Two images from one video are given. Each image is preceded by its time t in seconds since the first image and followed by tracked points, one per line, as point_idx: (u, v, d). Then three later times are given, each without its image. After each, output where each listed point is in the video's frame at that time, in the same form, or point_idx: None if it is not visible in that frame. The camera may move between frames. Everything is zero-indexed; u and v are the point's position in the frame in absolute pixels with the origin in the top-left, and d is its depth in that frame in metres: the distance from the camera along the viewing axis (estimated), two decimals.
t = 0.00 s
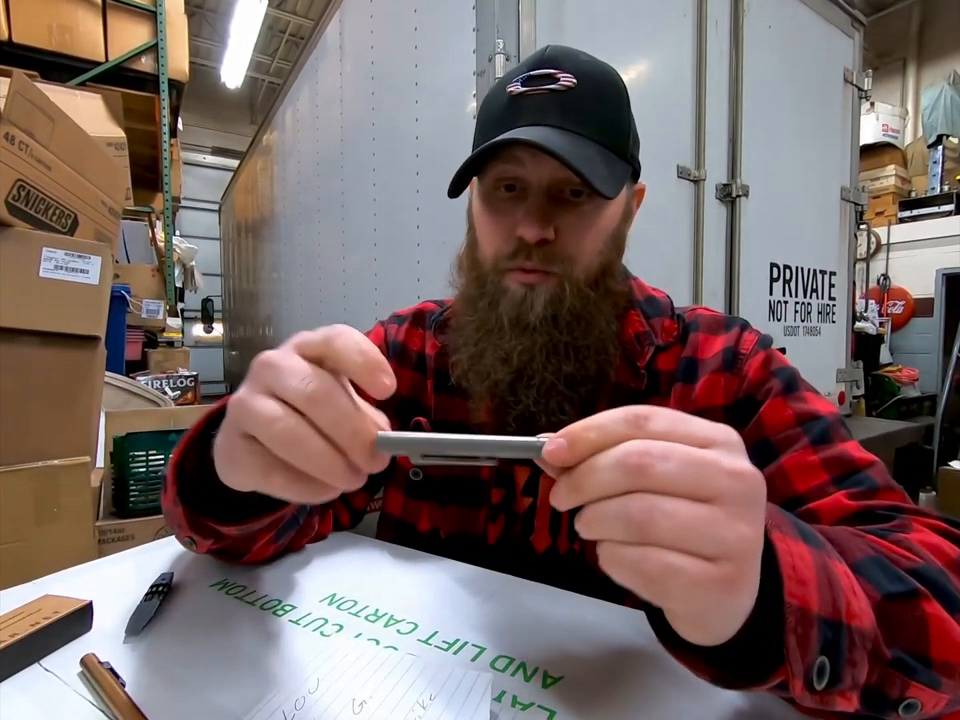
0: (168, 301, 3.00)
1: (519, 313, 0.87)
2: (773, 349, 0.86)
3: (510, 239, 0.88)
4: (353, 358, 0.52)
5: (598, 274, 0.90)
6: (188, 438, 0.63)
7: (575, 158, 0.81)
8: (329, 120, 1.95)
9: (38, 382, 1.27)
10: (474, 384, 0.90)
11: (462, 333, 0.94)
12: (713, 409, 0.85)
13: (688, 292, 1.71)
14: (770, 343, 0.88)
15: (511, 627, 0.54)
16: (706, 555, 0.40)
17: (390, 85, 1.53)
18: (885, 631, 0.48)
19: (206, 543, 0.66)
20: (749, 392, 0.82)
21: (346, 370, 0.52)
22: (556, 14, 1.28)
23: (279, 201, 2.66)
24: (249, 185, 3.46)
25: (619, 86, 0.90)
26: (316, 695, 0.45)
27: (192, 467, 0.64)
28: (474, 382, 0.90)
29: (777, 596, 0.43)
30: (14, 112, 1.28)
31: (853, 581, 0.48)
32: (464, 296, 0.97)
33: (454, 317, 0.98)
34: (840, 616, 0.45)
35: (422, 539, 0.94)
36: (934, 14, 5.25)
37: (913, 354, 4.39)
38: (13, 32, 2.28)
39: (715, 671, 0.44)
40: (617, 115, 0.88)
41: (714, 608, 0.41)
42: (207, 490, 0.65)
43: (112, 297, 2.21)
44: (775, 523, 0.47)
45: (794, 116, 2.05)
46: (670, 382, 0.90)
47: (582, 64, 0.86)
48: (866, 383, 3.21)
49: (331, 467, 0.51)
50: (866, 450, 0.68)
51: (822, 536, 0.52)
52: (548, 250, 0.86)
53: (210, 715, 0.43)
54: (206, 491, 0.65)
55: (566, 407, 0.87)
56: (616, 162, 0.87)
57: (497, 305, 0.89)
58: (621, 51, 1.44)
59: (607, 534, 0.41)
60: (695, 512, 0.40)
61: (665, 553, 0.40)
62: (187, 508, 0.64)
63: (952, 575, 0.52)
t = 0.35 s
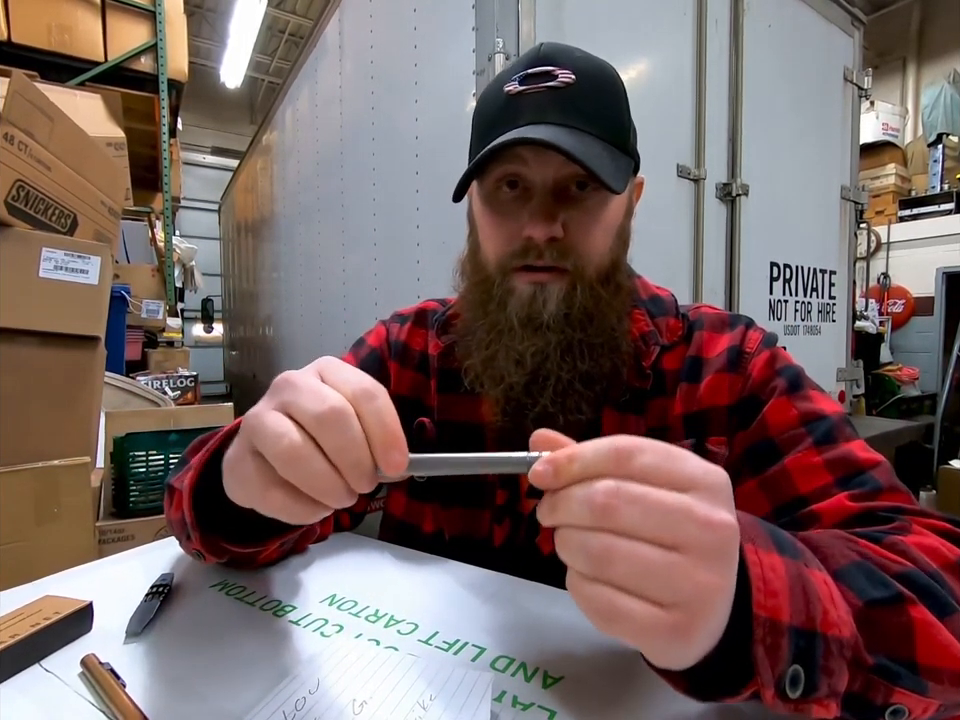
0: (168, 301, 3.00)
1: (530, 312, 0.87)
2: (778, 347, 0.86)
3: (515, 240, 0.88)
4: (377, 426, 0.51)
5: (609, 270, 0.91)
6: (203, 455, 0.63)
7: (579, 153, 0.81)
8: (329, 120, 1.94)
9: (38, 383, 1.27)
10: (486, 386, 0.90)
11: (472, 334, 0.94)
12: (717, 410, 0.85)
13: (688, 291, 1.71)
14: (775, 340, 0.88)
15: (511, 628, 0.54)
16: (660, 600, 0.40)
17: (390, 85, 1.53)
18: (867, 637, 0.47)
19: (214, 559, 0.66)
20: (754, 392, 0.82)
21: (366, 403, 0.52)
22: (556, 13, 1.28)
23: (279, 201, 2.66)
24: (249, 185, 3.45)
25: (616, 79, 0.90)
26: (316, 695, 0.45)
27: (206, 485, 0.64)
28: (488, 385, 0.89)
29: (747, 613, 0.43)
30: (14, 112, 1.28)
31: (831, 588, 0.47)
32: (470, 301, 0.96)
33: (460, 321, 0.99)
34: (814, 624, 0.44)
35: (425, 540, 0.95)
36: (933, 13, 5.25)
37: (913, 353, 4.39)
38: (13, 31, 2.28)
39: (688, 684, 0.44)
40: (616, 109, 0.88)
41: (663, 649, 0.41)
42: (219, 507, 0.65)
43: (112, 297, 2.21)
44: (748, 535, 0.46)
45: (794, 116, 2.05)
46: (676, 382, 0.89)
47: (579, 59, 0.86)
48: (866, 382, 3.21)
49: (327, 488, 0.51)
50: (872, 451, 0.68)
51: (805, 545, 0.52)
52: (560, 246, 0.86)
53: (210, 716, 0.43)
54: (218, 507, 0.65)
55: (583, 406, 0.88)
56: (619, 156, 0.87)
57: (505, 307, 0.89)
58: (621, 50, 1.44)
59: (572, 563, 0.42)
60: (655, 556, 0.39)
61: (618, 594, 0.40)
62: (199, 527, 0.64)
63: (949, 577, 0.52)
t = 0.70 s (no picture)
0: (168, 301, 3.00)
1: (526, 316, 0.88)
2: (779, 347, 0.86)
3: (511, 243, 0.88)
4: (348, 382, 0.50)
5: (607, 271, 0.91)
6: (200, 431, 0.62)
7: (573, 152, 0.81)
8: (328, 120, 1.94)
9: (37, 383, 1.26)
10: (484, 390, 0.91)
11: (470, 337, 0.94)
12: (718, 411, 0.85)
13: (687, 291, 1.71)
14: (776, 341, 0.87)
15: (511, 628, 0.54)
16: (678, 569, 0.39)
17: (389, 85, 1.53)
18: (878, 634, 0.47)
19: (215, 535, 0.66)
20: (755, 392, 0.82)
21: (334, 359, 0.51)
22: (556, 14, 1.28)
23: (279, 201, 2.66)
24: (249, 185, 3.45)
25: (609, 78, 0.90)
26: (317, 695, 0.45)
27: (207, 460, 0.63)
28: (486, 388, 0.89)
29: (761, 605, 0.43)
30: (14, 112, 1.28)
31: (840, 582, 0.48)
32: (469, 303, 0.96)
33: (459, 322, 0.98)
34: (830, 616, 0.45)
35: (426, 541, 0.94)
36: (934, 13, 5.25)
37: (913, 353, 4.39)
38: (12, 32, 2.28)
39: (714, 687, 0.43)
40: (609, 107, 0.88)
41: (687, 621, 0.40)
42: (217, 483, 0.64)
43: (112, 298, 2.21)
44: (757, 526, 0.47)
45: (794, 116, 2.05)
46: (676, 382, 0.89)
47: (571, 59, 0.86)
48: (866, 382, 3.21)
49: (304, 446, 0.52)
50: (872, 454, 0.68)
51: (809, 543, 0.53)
52: (556, 246, 0.86)
53: (210, 716, 0.43)
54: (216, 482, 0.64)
55: (583, 409, 0.88)
56: (614, 154, 0.87)
57: (502, 311, 0.89)
58: (621, 51, 1.44)
59: (583, 551, 0.41)
60: (665, 528, 0.39)
61: (635, 569, 0.40)
62: (198, 498, 0.63)
63: (945, 578, 0.52)
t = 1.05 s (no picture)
0: (168, 300, 3.00)
1: (520, 319, 0.87)
2: (777, 348, 0.86)
3: (509, 244, 0.88)
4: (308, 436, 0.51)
5: (605, 274, 0.91)
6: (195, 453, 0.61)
7: (571, 158, 0.81)
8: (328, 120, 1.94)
9: (37, 383, 1.27)
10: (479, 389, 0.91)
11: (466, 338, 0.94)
12: (717, 410, 0.85)
13: (687, 291, 1.71)
14: (774, 341, 0.87)
15: (511, 627, 0.54)
16: (695, 592, 0.40)
17: (390, 85, 1.53)
18: (879, 639, 0.47)
19: (215, 553, 0.66)
20: (753, 392, 0.82)
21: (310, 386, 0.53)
22: (556, 14, 1.28)
23: (279, 201, 2.66)
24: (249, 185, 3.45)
25: (613, 82, 0.89)
26: (317, 695, 0.45)
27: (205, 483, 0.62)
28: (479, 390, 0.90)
29: (770, 611, 0.43)
30: (14, 112, 1.28)
31: (843, 589, 0.48)
32: (464, 301, 0.96)
33: (456, 320, 0.98)
34: (832, 624, 0.45)
35: (423, 539, 0.94)
36: (934, 13, 5.25)
37: (913, 354, 4.39)
38: (12, 31, 2.28)
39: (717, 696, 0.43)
40: (612, 111, 0.88)
41: (704, 644, 0.40)
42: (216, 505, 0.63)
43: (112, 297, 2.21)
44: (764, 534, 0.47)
45: (794, 116, 2.05)
46: (674, 382, 0.90)
47: (575, 62, 0.86)
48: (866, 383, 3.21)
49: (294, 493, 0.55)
50: (870, 453, 0.68)
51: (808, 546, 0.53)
52: (552, 252, 0.86)
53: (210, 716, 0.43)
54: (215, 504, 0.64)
55: (575, 412, 0.88)
56: (614, 160, 0.86)
57: (496, 310, 0.89)
58: (621, 50, 1.44)
59: (595, 570, 0.41)
60: (684, 550, 0.39)
61: (653, 592, 0.39)
62: (198, 523, 0.64)
63: (945, 578, 0.52)
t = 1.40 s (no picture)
0: (168, 300, 3.00)
1: (519, 317, 0.87)
2: (778, 346, 0.86)
3: (509, 245, 0.88)
4: (326, 413, 0.50)
5: (603, 278, 0.91)
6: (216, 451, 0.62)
7: (572, 166, 0.80)
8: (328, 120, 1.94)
9: (37, 382, 1.26)
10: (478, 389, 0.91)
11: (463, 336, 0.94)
12: (717, 408, 0.85)
13: (687, 290, 1.71)
14: (775, 340, 0.87)
15: (511, 627, 0.54)
16: (695, 607, 0.39)
17: (390, 85, 1.52)
18: (879, 643, 0.47)
19: (225, 548, 0.66)
20: (753, 391, 0.82)
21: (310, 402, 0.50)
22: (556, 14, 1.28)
23: (279, 201, 2.66)
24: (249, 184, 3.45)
25: (618, 86, 0.89)
26: (317, 695, 0.45)
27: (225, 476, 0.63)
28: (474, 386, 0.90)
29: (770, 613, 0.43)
30: (14, 112, 1.28)
31: (845, 592, 0.48)
32: (464, 301, 0.96)
33: (456, 317, 0.98)
34: (832, 629, 0.45)
35: (424, 538, 0.94)
36: (934, 13, 5.25)
37: (913, 353, 4.39)
38: (12, 31, 2.28)
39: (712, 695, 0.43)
40: (615, 115, 0.87)
41: (701, 660, 0.40)
42: (234, 498, 0.64)
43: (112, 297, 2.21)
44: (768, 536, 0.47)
45: (794, 115, 2.05)
46: (675, 380, 0.89)
47: (579, 66, 0.86)
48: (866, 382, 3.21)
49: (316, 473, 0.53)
50: (871, 452, 0.68)
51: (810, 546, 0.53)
52: (552, 253, 0.86)
53: (210, 716, 0.43)
54: (231, 496, 0.64)
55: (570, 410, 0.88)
56: (616, 165, 0.87)
57: (496, 308, 0.89)
58: (621, 50, 1.44)
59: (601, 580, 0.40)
60: (688, 564, 0.38)
61: (650, 605, 0.39)
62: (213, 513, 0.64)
63: (947, 580, 0.52)
